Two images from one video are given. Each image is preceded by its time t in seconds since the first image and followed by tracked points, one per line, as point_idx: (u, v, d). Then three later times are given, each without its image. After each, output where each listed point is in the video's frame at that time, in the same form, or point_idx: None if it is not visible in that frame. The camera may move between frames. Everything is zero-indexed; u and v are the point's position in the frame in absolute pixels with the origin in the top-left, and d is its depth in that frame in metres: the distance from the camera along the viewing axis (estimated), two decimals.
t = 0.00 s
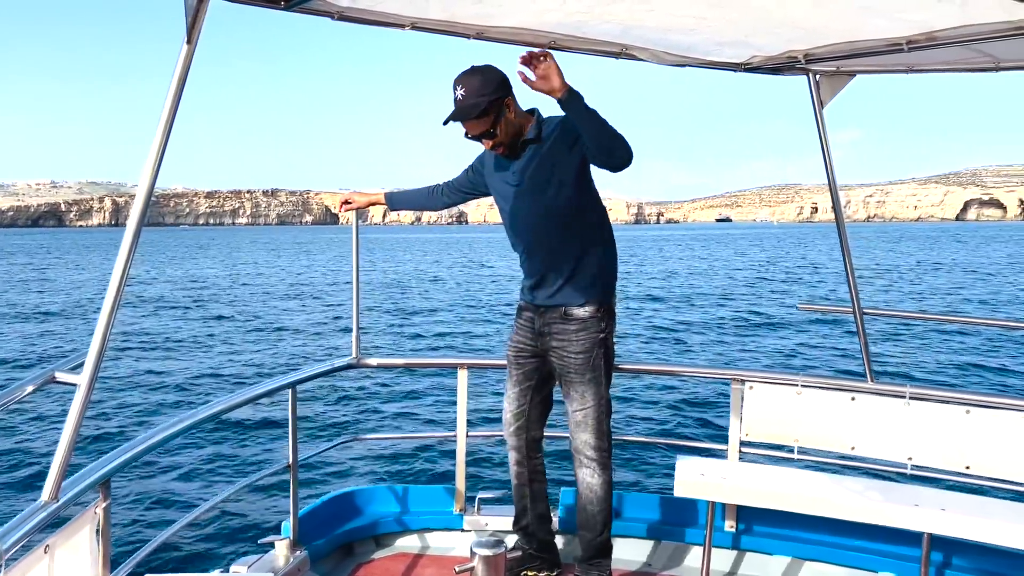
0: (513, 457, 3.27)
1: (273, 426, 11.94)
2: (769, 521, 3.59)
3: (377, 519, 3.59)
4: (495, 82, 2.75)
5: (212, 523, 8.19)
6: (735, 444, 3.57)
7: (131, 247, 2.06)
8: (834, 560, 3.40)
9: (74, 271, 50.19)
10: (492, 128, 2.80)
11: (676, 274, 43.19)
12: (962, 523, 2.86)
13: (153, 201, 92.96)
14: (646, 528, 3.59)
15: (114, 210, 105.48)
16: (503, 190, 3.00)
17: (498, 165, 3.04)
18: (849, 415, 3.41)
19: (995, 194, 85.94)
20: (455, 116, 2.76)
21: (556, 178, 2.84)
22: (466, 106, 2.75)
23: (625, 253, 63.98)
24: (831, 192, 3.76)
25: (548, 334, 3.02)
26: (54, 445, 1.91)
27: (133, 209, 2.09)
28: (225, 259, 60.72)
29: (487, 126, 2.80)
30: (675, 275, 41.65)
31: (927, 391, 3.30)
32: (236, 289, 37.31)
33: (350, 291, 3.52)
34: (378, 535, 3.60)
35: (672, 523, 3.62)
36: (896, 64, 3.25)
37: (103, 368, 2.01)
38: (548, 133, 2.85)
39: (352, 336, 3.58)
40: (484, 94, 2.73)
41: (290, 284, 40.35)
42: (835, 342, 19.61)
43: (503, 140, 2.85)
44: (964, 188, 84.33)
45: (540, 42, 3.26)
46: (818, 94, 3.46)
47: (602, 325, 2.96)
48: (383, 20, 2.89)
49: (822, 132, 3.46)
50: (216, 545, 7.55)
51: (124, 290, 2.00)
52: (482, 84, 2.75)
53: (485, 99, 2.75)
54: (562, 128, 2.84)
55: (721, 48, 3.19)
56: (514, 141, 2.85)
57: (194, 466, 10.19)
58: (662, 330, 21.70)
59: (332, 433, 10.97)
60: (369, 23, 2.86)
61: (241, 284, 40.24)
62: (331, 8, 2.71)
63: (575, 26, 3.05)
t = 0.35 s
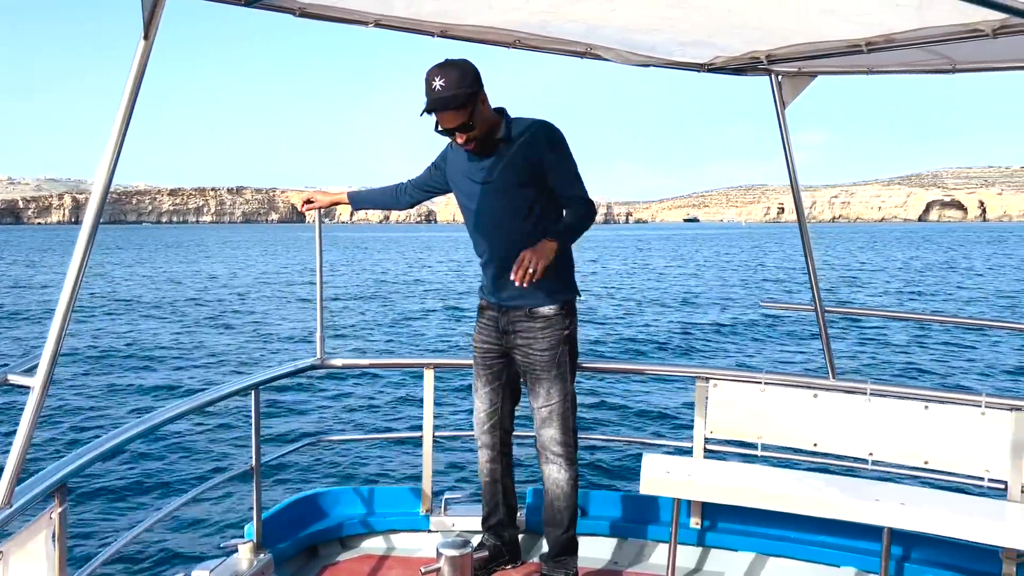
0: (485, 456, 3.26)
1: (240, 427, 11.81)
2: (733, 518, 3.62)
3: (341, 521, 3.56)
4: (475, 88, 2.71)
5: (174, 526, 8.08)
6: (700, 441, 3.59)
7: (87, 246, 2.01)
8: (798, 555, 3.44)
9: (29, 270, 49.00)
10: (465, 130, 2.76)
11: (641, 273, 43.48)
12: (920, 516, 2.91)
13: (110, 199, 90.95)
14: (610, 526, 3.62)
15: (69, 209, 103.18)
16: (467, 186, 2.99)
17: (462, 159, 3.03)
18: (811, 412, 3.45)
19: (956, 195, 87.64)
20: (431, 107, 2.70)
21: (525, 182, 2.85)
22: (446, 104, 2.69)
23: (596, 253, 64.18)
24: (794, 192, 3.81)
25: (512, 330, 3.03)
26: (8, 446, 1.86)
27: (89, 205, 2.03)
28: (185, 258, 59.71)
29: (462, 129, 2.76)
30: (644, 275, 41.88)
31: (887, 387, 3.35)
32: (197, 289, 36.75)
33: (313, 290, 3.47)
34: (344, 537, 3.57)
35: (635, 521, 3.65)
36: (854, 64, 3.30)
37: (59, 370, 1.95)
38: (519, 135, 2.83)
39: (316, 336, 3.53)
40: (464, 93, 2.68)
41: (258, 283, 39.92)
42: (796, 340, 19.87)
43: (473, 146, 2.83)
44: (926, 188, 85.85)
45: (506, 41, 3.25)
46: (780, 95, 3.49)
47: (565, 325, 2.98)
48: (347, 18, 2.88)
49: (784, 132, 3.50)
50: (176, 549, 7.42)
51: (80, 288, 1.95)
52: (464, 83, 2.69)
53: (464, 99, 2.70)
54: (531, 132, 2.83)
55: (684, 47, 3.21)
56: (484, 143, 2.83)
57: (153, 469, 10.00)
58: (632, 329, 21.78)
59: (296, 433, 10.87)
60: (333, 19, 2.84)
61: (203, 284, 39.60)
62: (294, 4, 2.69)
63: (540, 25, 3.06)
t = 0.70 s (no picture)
0: (445, 452, 3.24)
1: (201, 426, 11.62)
2: (698, 514, 3.65)
3: (305, 521, 3.51)
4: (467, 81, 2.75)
5: (132, 528, 7.91)
6: (667, 437, 3.61)
7: (42, 241, 1.93)
8: (762, 550, 3.47)
9: None
10: (452, 120, 2.76)
11: (605, 271, 43.76)
12: (882, 509, 2.95)
13: (67, 194, 89.00)
14: (568, 522, 3.64)
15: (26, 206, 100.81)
16: (427, 179, 2.95)
17: (421, 152, 2.99)
18: (775, 408, 3.49)
19: (915, 195, 89.38)
20: (429, 89, 2.68)
21: (491, 181, 2.87)
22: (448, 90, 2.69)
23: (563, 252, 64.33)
24: (759, 190, 3.84)
25: (468, 325, 3.01)
26: None
27: (43, 200, 1.95)
28: (144, 255, 58.57)
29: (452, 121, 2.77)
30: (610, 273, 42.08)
31: (848, 383, 3.38)
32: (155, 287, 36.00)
33: (276, 288, 3.40)
34: (308, 537, 3.52)
35: (590, 517, 3.69)
36: (819, 64, 3.33)
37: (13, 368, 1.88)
38: (493, 134, 2.87)
39: (280, 333, 3.48)
40: (459, 81, 2.70)
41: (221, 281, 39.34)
42: (756, 338, 20.16)
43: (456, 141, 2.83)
44: (887, 189, 87.40)
45: (474, 36, 3.23)
46: (746, 93, 3.51)
47: (521, 322, 3.02)
48: (312, 10, 2.84)
49: (749, 132, 3.52)
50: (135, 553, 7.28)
51: (35, 283, 1.87)
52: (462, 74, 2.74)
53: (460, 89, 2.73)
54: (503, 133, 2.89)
55: (652, 45, 3.22)
56: (462, 137, 2.83)
57: (109, 469, 9.80)
58: (599, 327, 21.84)
59: (256, 433, 10.72)
60: (297, 11, 2.79)
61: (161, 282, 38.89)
62: None
63: (509, 21, 3.04)
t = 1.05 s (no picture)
0: (410, 446, 3.20)
1: (161, 423, 11.42)
2: (665, 509, 3.66)
3: (268, 518, 3.46)
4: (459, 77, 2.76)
5: (89, 527, 7.75)
6: (634, 433, 3.61)
7: None
8: (727, 544, 3.48)
9: None
10: (442, 113, 2.74)
11: (571, 268, 43.89)
12: (845, 503, 3.00)
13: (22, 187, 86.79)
14: (533, 517, 3.62)
15: None
16: (395, 171, 2.89)
17: (388, 144, 2.93)
18: (741, 404, 3.51)
19: (875, 195, 90.93)
20: (432, 79, 2.66)
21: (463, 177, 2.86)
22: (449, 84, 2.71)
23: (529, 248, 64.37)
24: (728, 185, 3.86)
25: (432, 318, 2.98)
26: None
27: None
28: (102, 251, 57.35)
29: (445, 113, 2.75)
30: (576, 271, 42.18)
31: (813, 378, 3.41)
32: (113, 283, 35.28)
33: (240, 282, 3.34)
34: (272, 535, 3.47)
35: (552, 512, 3.67)
36: (788, 62, 3.36)
37: None
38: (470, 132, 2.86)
39: (243, 328, 3.42)
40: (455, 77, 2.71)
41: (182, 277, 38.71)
42: (719, 334, 20.38)
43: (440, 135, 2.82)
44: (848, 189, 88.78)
45: (444, 27, 3.19)
46: (716, 90, 3.53)
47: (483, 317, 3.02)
48: None
49: (719, 129, 3.54)
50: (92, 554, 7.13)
51: None
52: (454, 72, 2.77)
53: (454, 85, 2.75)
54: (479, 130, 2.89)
55: (624, 40, 3.21)
56: (442, 132, 2.82)
57: (65, 468, 9.58)
58: (566, 324, 21.89)
59: (218, 430, 10.56)
60: None
61: (119, 278, 38.13)
62: None
63: (480, 13, 3.01)
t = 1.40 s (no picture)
0: (375, 445, 3.17)
1: (120, 421, 11.22)
2: (629, 506, 3.66)
3: (229, 518, 3.40)
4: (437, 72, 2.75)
5: (43, 528, 7.58)
6: (599, 431, 3.61)
7: None
8: (690, 541, 3.50)
9: None
10: (419, 103, 2.72)
11: (538, 266, 43.93)
12: (806, 500, 3.03)
13: None
14: (497, 515, 3.61)
15: None
16: (364, 164, 2.85)
17: (360, 136, 2.88)
18: (706, 401, 3.52)
19: (838, 195, 92.30)
20: (411, 66, 2.65)
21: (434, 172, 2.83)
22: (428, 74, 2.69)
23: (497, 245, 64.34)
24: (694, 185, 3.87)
25: (399, 315, 2.95)
26: None
27: None
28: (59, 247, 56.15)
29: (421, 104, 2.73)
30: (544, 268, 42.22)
31: (776, 376, 3.43)
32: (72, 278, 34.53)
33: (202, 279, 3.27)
34: (232, 535, 3.41)
35: (517, 510, 3.66)
36: (752, 61, 3.37)
37: None
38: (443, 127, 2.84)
39: (204, 325, 3.35)
40: (434, 70, 2.71)
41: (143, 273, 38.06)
42: (683, 332, 20.54)
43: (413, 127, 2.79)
44: (812, 188, 89.98)
45: (410, 21, 3.16)
46: (682, 90, 3.53)
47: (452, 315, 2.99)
48: None
49: (684, 129, 3.54)
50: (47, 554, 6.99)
51: None
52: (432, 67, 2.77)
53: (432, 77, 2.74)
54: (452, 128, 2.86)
55: (591, 37, 3.20)
56: (416, 125, 2.79)
57: (21, 466, 9.38)
58: (533, 322, 21.88)
59: (179, 429, 10.40)
60: None
61: (78, 273, 37.38)
62: None
63: (447, 6, 2.98)
